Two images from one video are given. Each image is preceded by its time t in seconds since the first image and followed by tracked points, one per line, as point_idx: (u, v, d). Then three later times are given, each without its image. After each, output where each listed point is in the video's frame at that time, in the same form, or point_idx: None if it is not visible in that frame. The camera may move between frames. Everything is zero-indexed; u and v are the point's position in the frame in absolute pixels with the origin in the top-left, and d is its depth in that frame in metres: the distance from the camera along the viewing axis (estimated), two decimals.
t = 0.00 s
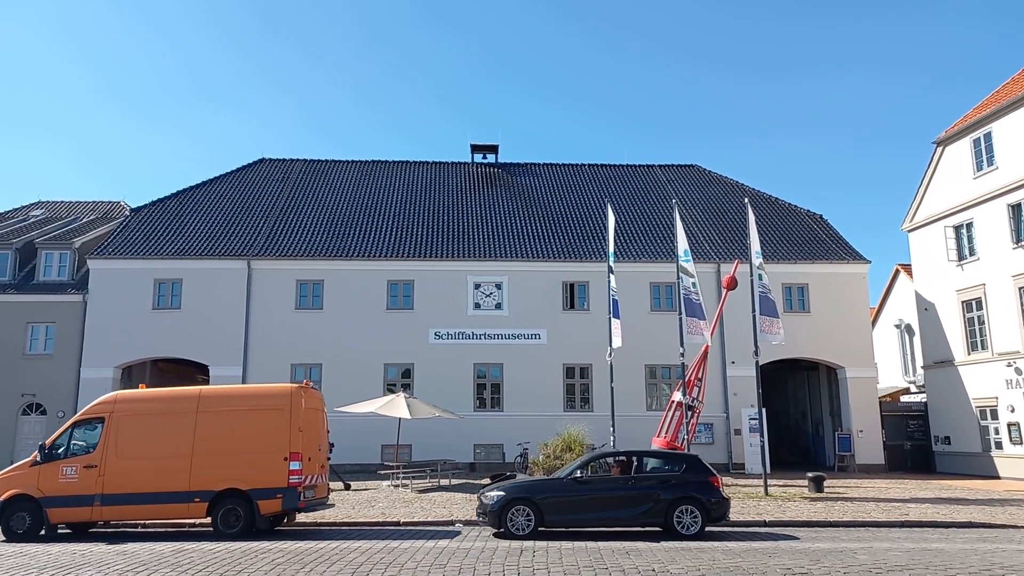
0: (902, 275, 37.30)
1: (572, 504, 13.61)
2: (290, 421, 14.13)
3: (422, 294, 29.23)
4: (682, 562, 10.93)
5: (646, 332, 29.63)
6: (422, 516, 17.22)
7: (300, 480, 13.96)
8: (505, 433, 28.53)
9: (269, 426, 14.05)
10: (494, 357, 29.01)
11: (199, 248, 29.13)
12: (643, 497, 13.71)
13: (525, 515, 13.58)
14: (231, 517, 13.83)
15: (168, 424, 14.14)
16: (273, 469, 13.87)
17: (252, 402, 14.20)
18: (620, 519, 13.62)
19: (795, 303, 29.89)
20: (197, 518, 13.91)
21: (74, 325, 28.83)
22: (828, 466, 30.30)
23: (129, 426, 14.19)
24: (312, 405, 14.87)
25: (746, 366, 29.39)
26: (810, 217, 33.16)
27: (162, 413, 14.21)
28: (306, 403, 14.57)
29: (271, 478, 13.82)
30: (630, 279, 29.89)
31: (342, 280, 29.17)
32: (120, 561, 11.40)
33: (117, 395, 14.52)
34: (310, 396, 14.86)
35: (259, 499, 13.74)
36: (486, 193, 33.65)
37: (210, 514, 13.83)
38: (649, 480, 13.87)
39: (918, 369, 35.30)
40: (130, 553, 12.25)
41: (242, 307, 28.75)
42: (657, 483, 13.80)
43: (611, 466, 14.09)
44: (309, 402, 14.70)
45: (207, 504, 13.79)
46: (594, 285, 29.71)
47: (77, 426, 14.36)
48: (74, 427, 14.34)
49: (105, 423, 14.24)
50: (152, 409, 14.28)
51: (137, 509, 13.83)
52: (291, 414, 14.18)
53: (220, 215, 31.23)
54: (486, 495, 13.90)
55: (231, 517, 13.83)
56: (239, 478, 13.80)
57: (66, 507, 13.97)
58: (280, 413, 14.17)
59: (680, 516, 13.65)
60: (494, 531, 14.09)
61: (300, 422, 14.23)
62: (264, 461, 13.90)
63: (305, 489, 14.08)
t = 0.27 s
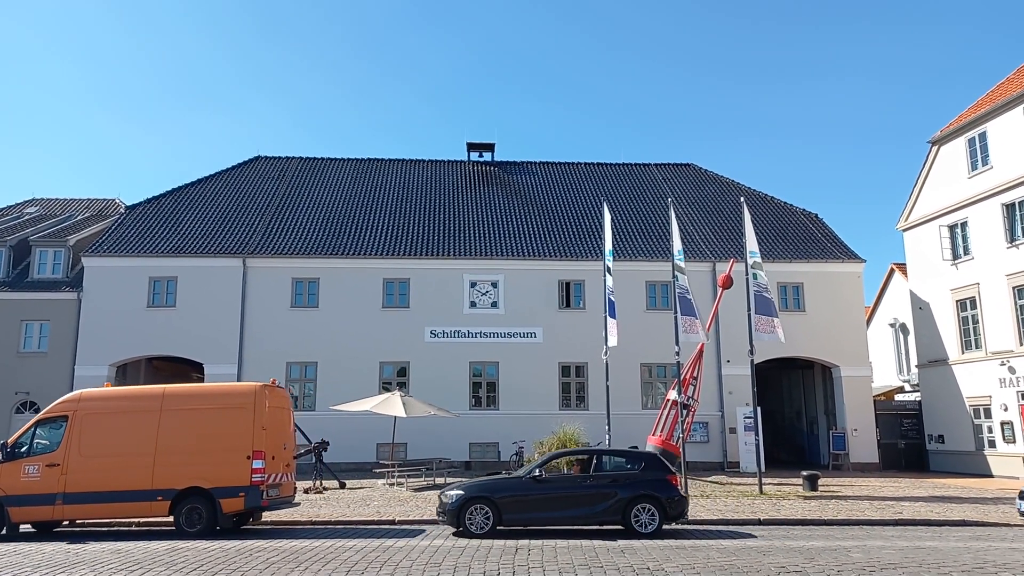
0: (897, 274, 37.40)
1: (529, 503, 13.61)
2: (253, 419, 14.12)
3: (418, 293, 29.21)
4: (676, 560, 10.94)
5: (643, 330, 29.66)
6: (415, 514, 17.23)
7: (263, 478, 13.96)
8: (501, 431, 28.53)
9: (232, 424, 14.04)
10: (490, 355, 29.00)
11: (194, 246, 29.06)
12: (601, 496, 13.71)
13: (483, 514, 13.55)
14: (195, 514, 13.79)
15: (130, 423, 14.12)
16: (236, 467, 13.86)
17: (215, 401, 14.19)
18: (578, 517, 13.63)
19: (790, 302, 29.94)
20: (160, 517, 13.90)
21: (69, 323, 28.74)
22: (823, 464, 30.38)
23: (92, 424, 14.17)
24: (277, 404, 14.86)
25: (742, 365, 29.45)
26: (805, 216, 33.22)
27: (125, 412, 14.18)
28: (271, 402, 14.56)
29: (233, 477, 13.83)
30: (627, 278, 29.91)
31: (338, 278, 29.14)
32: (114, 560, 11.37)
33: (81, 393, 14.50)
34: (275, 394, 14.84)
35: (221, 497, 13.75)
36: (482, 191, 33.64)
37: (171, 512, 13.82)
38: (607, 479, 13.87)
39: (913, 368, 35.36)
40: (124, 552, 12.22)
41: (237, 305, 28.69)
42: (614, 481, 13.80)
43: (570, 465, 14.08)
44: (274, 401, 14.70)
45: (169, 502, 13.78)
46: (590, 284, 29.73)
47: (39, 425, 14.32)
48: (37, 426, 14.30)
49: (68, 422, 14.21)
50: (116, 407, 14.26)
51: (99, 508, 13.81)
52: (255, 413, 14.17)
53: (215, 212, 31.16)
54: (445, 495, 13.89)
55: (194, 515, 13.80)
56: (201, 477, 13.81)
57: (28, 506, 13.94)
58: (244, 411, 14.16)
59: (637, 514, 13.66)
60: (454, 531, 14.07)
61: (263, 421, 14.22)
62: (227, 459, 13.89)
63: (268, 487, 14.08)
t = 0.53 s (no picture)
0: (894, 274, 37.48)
1: (491, 503, 13.63)
2: (220, 421, 14.17)
3: (416, 293, 29.22)
4: (675, 560, 10.98)
5: (641, 331, 29.69)
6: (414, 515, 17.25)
7: (230, 479, 14.01)
8: (499, 431, 28.54)
9: (199, 426, 14.09)
10: (489, 355, 29.01)
11: (192, 247, 29.04)
12: (562, 496, 13.72)
13: (445, 515, 13.57)
14: (161, 516, 13.81)
15: (97, 425, 14.12)
16: (202, 468, 13.92)
17: (183, 403, 14.22)
18: (538, 517, 13.64)
19: (788, 302, 29.99)
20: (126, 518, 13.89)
21: (67, 323, 28.73)
22: (821, 464, 30.44)
23: (59, 426, 14.16)
24: (245, 405, 14.92)
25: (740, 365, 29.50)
26: (803, 216, 33.29)
27: (92, 414, 14.18)
28: (239, 403, 14.61)
29: (200, 478, 13.87)
30: (625, 278, 29.94)
31: (336, 279, 29.13)
32: (113, 560, 11.39)
33: (50, 395, 14.49)
34: (243, 395, 14.90)
35: (188, 498, 13.79)
36: (480, 192, 33.66)
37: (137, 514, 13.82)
38: (569, 479, 13.88)
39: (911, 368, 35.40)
40: (124, 553, 12.24)
41: (235, 306, 28.67)
42: (576, 481, 13.81)
43: (534, 465, 14.10)
44: (242, 403, 14.74)
45: (136, 504, 13.79)
46: (588, 284, 29.77)
47: (6, 427, 14.28)
48: (4, 428, 14.26)
49: (35, 423, 14.19)
50: (84, 408, 14.26)
51: (66, 510, 13.79)
52: (223, 415, 14.22)
53: (213, 213, 31.15)
54: (408, 495, 13.90)
55: (161, 516, 13.81)
56: (168, 478, 13.83)
57: None
58: (211, 413, 14.21)
59: (598, 514, 13.67)
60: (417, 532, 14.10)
61: (230, 422, 14.27)
62: (194, 461, 13.94)
63: (235, 489, 14.12)
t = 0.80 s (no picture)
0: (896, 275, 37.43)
1: (456, 506, 13.61)
2: (192, 424, 14.14)
3: (418, 295, 29.21)
4: (677, 562, 10.97)
5: (643, 332, 29.67)
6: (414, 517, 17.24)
7: (201, 482, 14.01)
8: (501, 433, 28.53)
9: (170, 428, 14.07)
10: (490, 356, 29.00)
11: (194, 249, 29.06)
12: (526, 498, 13.69)
13: (410, 517, 13.57)
14: (131, 519, 13.85)
15: (68, 427, 14.12)
16: (173, 471, 13.91)
17: (153, 406, 14.19)
18: (503, 519, 13.63)
19: (789, 303, 29.95)
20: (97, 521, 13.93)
21: (69, 325, 28.77)
22: (823, 465, 30.40)
23: (31, 428, 14.17)
24: (218, 407, 14.90)
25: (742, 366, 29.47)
26: (804, 217, 33.26)
27: (63, 416, 14.18)
28: (211, 406, 14.59)
29: (170, 481, 13.86)
30: (627, 279, 29.94)
31: (338, 280, 29.13)
32: (115, 563, 11.40)
33: (22, 397, 14.50)
34: (216, 397, 14.89)
35: (159, 501, 13.79)
36: (482, 193, 33.66)
37: (109, 517, 13.87)
38: (535, 481, 13.83)
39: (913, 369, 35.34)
40: (125, 555, 12.25)
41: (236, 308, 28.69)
42: (541, 483, 13.78)
43: (500, 466, 14.06)
44: (214, 405, 14.71)
45: (107, 507, 13.82)
46: (589, 285, 29.77)
47: None
48: None
49: (7, 426, 14.21)
50: (56, 410, 14.26)
51: (37, 512, 13.81)
52: (194, 418, 14.19)
53: (214, 215, 31.17)
54: (374, 497, 13.88)
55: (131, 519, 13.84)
56: (138, 482, 13.84)
57: None
58: (182, 416, 14.18)
59: (563, 516, 13.64)
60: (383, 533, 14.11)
61: (202, 425, 14.24)
62: (164, 463, 13.93)
63: (205, 492, 14.12)
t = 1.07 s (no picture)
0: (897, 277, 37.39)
1: (420, 509, 13.64)
2: (163, 427, 14.10)
3: (418, 298, 29.22)
4: (679, 565, 10.97)
5: (644, 335, 29.65)
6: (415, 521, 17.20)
7: (172, 485, 14.00)
8: (501, 436, 28.52)
9: (142, 433, 14.05)
10: (491, 359, 29.01)
11: (195, 252, 29.07)
12: (490, 501, 13.71)
13: (375, 520, 13.64)
14: (105, 522, 13.92)
15: (41, 430, 14.16)
16: (144, 474, 13.92)
17: (124, 409, 14.17)
18: (467, 522, 13.64)
19: (791, 306, 29.93)
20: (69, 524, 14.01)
21: (70, 328, 28.82)
22: (824, 469, 30.38)
23: (4, 430, 14.25)
24: (191, 411, 14.85)
25: (743, 369, 29.43)
26: (805, 220, 33.25)
27: (36, 420, 14.22)
28: (183, 409, 14.53)
29: (141, 484, 13.88)
30: (628, 281, 29.93)
31: (339, 283, 29.14)
32: (117, 565, 11.42)
33: None
34: (189, 401, 14.82)
35: (130, 505, 13.81)
36: (483, 197, 33.67)
37: (80, 520, 13.93)
38: (500, 484, 13.86)
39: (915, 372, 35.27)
40: (127, 557, 12.27)
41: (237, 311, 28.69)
42: (506, 486, 13.79)
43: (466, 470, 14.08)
44: (187, 408, 14.66)
45: (79, 509, 13.89)
46: (590, 288, 29.78)
47: None
48: None
49: None
50: (29, 413, 14.29)
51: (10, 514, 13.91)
52: (166, 421, 14.14)
53: (216, 218, 31.19)
54: (341, 500, 14.00)
55: (104, 522, 13.91)
56: (110, 485, 13.88)
57: None
58: (153, 419, 14.14)
59: (527, 518, 13.66)
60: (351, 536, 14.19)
61: (173, 428, 14.19)
62: (135, 466, 13.95)
63: (177, 495, 14.12)
